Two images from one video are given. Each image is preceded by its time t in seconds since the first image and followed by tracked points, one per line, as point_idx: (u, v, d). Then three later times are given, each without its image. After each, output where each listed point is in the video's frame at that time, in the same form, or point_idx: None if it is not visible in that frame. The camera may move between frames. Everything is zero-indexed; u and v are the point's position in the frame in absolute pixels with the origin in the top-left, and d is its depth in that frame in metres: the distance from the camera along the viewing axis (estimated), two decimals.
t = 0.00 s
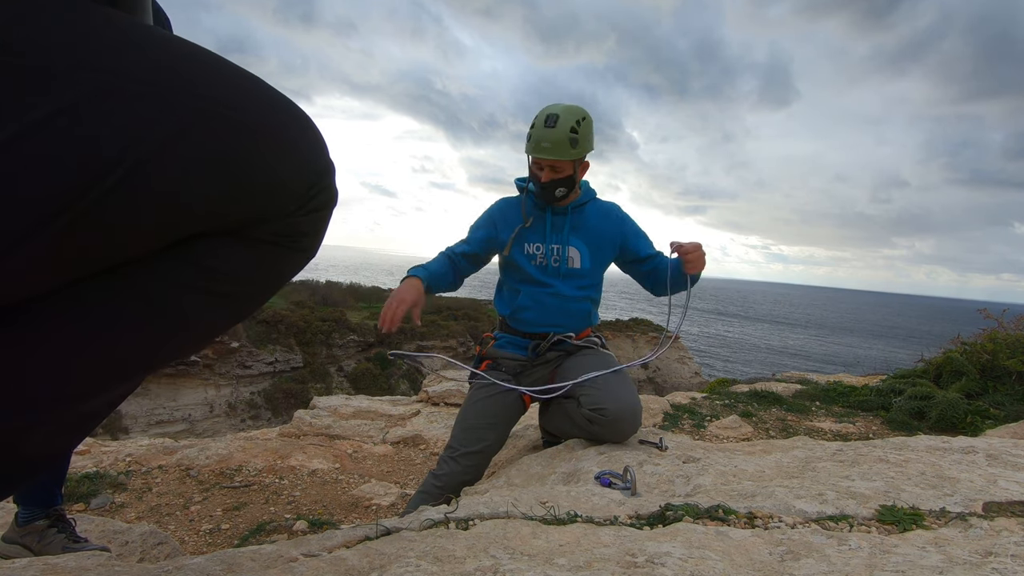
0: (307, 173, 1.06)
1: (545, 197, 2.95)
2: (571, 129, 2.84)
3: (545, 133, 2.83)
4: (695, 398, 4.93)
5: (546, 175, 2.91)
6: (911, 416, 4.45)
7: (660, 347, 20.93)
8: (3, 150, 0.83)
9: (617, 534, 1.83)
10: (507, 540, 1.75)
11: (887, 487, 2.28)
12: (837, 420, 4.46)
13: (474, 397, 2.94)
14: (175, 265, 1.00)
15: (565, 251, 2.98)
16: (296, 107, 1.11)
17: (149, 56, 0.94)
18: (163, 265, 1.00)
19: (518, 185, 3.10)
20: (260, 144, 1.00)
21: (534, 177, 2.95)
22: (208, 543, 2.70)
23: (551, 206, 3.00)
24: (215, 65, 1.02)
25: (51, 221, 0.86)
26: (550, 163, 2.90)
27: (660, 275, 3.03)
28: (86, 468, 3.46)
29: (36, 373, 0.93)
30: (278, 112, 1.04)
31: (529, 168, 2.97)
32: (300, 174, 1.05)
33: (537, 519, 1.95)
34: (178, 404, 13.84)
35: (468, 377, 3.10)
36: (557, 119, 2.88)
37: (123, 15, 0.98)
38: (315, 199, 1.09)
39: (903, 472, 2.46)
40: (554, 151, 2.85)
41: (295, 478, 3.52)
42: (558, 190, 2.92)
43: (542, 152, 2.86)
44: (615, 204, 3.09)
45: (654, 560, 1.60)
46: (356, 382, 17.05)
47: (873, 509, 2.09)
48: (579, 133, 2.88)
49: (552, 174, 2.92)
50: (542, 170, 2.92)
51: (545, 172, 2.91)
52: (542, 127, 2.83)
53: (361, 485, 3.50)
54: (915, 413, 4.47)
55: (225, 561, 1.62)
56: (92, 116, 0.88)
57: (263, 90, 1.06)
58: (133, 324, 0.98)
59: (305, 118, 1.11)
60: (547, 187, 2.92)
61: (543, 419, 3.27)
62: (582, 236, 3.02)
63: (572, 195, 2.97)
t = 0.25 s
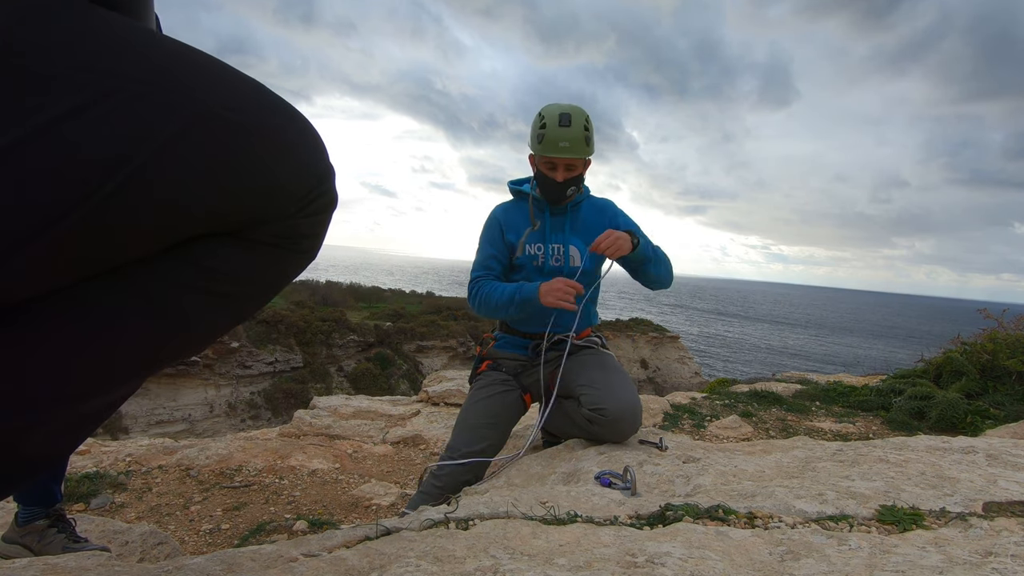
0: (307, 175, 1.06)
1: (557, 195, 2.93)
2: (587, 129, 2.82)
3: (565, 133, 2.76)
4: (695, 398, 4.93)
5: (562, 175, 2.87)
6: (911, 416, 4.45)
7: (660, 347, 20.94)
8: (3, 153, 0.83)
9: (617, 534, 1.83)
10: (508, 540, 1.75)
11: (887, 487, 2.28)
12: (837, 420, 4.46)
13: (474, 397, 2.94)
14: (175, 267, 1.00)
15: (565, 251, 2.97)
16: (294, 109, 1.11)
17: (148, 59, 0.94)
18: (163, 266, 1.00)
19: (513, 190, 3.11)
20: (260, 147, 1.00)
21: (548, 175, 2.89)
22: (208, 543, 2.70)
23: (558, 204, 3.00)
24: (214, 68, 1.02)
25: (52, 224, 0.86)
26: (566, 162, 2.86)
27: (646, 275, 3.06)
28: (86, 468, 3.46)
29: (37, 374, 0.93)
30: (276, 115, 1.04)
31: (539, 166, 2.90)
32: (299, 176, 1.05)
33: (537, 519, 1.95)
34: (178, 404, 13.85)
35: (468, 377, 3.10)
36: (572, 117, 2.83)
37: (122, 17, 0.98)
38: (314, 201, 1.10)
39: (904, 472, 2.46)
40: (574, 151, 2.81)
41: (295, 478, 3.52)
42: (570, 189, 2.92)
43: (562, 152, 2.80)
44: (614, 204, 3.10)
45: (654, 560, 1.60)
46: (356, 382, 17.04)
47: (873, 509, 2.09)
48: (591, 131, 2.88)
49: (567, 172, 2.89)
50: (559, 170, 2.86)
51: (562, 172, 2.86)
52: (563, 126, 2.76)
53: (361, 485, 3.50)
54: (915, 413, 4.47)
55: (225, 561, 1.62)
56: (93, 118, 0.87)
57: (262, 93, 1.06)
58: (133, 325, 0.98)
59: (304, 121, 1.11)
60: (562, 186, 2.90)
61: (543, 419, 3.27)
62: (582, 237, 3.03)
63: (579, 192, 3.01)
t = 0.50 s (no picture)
0: (304, 177, 1.07)
1: (560, 190, 2.91)
2: (591, 122, 2.82)
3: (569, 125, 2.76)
4: (695, 398, 4.93)
5: (565, 169, 2.86)
6: (911, 416, 4.45)
7: (660, 347, 20.94)
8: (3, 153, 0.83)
9: (617, 534, 1.83)
10: (507, 540, 1.75)
11: (887, 488, 2.28)
12: (837, 420, 4.46)
13: (473, 397, 2.95)
14: (173, 268, 1.00)
15: (565, 251, 2.98)
16: (292, 111, 1.11)
17: (146, 60, 0.94)
18: (162, 267, 1.00)
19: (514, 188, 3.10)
20: (258, 148, 1.00)
21: (552, 169, 2.87)
22: (208, 543, 2.70)
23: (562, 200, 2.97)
24: (211, 70, 1.02)
25: (53, 225, 0.86)
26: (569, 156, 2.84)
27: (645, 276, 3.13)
28: (86, 468, 3.46)
29: (36, 374, 0.92)
30: (274, 116, 1.05)
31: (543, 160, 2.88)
32: (297, 177, 1.05)
33: (537, 519, 1.95)
34: (179, 404, 13.86)
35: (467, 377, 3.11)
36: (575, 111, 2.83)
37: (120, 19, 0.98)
38: (311, 202, 1.10)
39: (904, 472, 2.46)
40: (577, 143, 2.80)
41: (295, 478, 3.52)
42: (574, 184, 2.89)
43: (565, 144, 2.79)
44: (614, 205, 3.11)
45: (654, 560, 1.60)
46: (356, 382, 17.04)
47: (873, 509, 2.09)
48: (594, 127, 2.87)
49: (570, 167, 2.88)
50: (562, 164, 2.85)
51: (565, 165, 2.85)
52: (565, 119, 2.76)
53: (361, 485, 3.50)
54: (915, 413, 4.47)
55: (225, 561, 1.62)
56: (92, 119, 0.87)
57: (259, 95, 1.06)
58: (132, 326, 0.98)
59: (301, 122, 1.11)
60: (565, 181, 2.87)
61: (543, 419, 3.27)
62: (582, 237, 3.04)
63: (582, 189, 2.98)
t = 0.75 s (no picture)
0: (304, 178, 1.07)
1: (560, 196, 2.91)
2: (590, 128, 2.80)
3: (567, 132, 2.75)
4: (695, 398, 4.93)
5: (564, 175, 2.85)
6: (911, 416, 4.45)
7: (660, 347, 20.93)
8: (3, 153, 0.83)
9: (617, 534, 1.83)
10: (507, 540, 1.75)
11: (887, 487, 2.28)
12: (837, 420, 4.46)
13: (473, 396, 2.94)
14: (173, 268, 1.00)
15: (568, 259, 2.97)
16: (291, 111, 1.11)
17: (146, 61, 0.94)
18: (161, 267, 1.00)
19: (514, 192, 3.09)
20: (257, 149, 1.00)
21: (551, 176, 2.87)
22: (208, 543, 2.70)
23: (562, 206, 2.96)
24: (210, 70, 1.02)
25: (52, 224, 0.86)
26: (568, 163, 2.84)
27: (646, 278, 3.19)
28: (86, 468, 3.46)
29: (35, 373, 0.92)
30: (273, 116, 1.05)
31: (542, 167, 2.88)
32: (296, 177, 1.05)
33: (537, 519, 1.95)
34: (179, 404, 13.86)
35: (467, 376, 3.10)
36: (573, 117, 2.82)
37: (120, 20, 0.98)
38: (310, 202, 1.10)
39: (904, 472, 2.46)
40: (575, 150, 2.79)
41: (295, 478, 3.52)
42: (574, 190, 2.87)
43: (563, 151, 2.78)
44: (616, 207, 3.13)
45: (654, 560, 1.59)
46: (356, 382, 17.04)
47: (873, 509, 2.09)
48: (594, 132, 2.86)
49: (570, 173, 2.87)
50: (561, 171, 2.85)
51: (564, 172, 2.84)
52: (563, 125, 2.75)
53: (361, 485, 3.50)
54: (915, 413, 4.46)
55: (224, 561, 1.61)
56: (92, 119, 0.88)
57: (259, 95, 1.06)
58: (132, 325, 0.98)
59: (301, 123, 1.11)
60: (565, 187, 2.87)
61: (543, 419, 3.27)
62: (584, 243, 3.03)
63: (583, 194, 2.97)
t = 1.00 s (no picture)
0: (303, 177, 1.07)
1: (560, 215, 2.75)
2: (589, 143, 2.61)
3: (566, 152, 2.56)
4: (695, 398, 4.93)
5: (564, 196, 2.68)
6: (911, 416, 4.45)
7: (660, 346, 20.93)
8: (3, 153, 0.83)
9: (617, 534, 1.83)
10: (507, 540, 1.75)
11: (887, 488, 2.28)
12: (837, 420, 4.46)
13: (474, 397, 2.94)
14: (172, 267, 1.00)
15: (567, 279, 2.92)
16: (290, 110, 1.11)
17: (145, 60, 0.94)
18: (160, 267, 1.00)
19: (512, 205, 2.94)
20: (256, 148, 1.00)
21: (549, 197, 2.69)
22: (208, 543, 2.70)
23: (563, 225, 2.81)
24: (209, 70, 1.02)
25: (50, 223, 0.86)
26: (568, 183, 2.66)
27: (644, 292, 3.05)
28: (86, 468, 3.46)
29: (34, 373, 0.92)
30: (272, 115, 1.05)
31: (540, 187, 2.70)
32: (295, 177, 1.05)
33: (537, 519, 1.95)
34: (178, 404, 13.86)
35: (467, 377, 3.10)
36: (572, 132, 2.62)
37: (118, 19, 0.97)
38: (309, 202, 1.09)
39: (904, 472, 2.46)
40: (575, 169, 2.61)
41: (295, 478, 3.52)
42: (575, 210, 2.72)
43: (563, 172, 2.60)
44: (621, 215, 2.97)
45: (654, 560, 1.59)
46: (356, 382, 17.03)
47: (873, 509, 2.09)
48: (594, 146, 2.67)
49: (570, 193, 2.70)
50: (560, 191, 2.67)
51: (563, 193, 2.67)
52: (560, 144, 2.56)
53: (361, 485, 3.50)
54: (915, 413, 4.46)
55: (225, 561, 1.61)
56: (91, 119, 0.88)
57: (257, 94, 1.06)
58: (131, 325, 0.98)
59: (299, 122, 1.11)
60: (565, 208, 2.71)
61: (544, 418, 3.28)
62: (585, 259, 2.94)
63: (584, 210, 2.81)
